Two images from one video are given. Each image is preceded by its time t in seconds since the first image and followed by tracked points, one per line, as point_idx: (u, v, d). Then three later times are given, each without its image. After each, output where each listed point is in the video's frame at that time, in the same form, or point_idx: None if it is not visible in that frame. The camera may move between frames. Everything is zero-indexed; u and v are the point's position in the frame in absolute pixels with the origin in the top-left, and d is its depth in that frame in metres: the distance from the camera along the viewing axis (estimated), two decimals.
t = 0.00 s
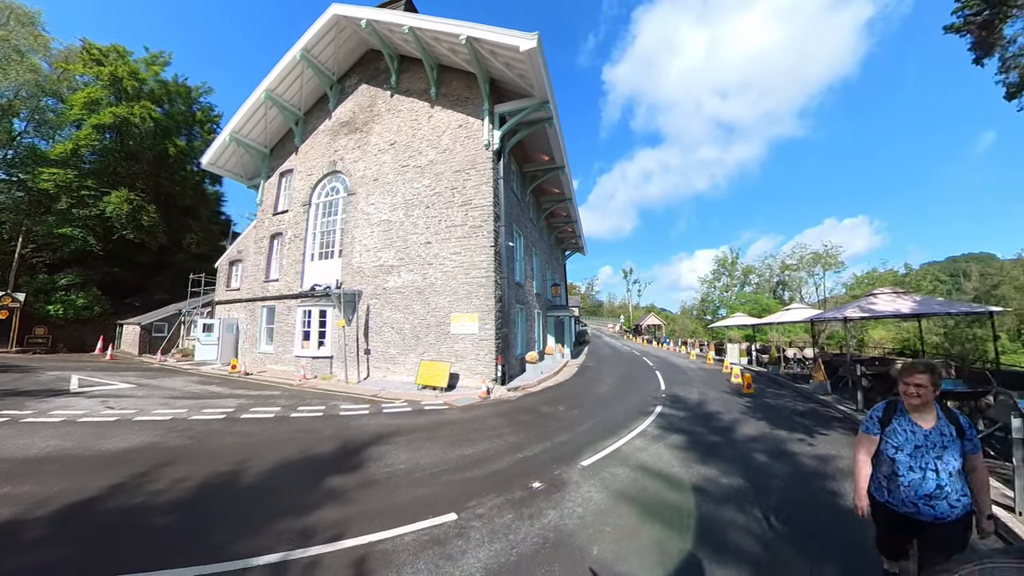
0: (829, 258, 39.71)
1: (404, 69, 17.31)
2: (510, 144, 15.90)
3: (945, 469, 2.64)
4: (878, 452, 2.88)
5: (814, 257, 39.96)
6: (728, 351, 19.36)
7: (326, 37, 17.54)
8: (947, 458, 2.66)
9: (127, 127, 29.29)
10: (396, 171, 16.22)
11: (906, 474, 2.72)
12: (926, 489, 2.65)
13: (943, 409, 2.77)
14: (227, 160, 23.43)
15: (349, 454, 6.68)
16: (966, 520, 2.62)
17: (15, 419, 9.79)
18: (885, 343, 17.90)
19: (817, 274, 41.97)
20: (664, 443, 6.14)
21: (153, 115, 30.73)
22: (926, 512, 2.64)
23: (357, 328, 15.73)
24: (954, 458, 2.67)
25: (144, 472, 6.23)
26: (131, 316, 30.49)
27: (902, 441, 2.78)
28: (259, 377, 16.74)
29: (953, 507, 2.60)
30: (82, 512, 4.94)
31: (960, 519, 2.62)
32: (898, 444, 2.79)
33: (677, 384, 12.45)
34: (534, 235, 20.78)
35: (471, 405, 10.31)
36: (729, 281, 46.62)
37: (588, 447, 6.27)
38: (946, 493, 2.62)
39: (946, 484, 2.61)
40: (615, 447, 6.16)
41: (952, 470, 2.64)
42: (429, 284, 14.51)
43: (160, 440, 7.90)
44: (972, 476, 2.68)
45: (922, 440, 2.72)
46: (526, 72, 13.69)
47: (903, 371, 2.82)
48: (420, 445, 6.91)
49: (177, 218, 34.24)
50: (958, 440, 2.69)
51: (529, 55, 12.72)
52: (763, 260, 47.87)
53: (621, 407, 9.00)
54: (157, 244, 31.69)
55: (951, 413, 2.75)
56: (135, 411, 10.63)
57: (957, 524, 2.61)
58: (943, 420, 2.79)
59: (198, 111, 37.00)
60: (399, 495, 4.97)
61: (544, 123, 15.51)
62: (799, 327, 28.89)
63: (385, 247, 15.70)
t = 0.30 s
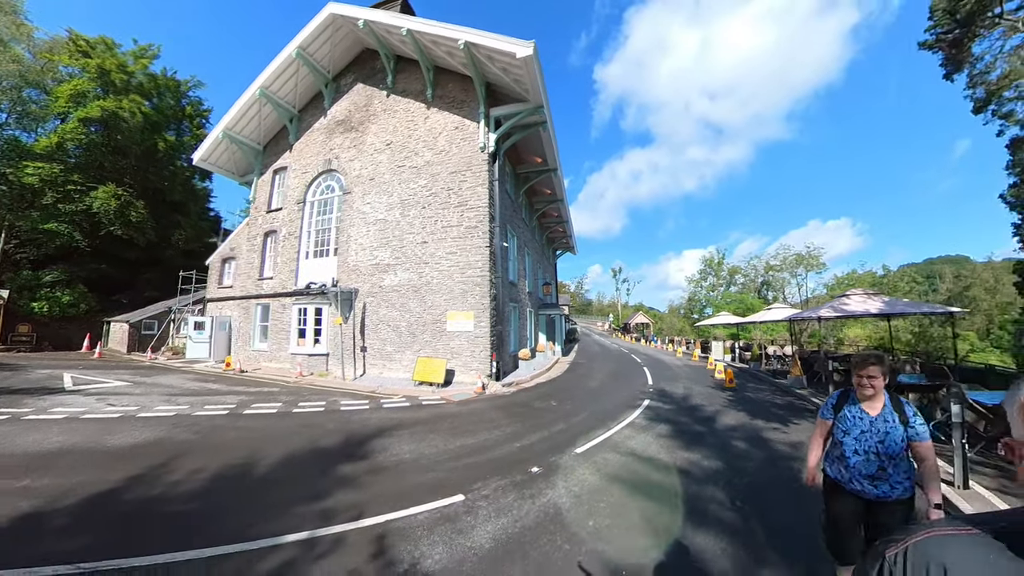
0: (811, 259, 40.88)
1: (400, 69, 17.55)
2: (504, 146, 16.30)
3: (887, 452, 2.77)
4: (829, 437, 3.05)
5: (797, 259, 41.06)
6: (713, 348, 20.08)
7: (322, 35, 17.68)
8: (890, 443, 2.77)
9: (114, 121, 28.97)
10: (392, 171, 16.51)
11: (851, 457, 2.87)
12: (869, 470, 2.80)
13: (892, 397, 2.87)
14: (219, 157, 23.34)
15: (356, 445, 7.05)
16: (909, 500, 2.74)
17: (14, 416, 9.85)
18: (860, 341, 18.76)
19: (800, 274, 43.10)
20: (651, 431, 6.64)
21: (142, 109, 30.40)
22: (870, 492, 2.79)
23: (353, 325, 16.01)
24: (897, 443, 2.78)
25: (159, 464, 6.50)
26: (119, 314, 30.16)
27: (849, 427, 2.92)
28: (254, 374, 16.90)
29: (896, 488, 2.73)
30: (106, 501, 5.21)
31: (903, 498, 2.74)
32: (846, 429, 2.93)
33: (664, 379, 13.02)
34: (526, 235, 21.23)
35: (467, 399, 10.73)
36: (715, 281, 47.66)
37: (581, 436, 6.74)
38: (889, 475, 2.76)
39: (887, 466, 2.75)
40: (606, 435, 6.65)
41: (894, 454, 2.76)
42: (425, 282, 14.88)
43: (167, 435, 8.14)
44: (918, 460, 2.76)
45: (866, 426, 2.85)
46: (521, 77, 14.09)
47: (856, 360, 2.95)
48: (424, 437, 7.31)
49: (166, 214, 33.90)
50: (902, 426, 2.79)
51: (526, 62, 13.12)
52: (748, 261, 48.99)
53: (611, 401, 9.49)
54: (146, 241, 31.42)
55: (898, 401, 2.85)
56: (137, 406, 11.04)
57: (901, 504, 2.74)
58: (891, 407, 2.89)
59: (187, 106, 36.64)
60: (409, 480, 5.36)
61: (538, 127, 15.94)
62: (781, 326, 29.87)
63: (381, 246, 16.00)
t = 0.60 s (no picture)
0: (794, 260, 41.97)
1: (394, 70, 17.81)
2: (497, 148, 16.72)
3: (818, 443, 2.93)
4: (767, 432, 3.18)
5: (781, 260, 42.17)
6: (697, 346, 20.78)
7: (317, 33, 17.84)
8: (820, 435, 2.94)
9: (102, 114, 28.59)
10: (386, 170, 16.82)
11: (788, 450, 2.99)
12: (803, 463, 2.92)
13: (822, 392, 3.08)
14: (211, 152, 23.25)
15: (357, 434, 7.43)
16: (838, 490, 2.89)
17: (13, 411, 9.97)
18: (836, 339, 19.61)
19: (783, 275, 44.22)
20: (634, 420, 7.16)
21: (130, 102, 30.02)
22: (806, 483, 2.88)
23: (347, 322, 16.30)
24: (827, 435, 2.95)
25: (168, 453, 6.80)
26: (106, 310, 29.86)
27: (785, 421, 3.07)
28: (248, 370, 17.08)
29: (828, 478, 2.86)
30: (122, 486, 5.51)
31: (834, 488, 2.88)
32: (782, 424, 3.07)
33: (649, 374, 13.60)
34: (517, 234, 21.68)
35: (461, 393, 11.15)
36: (702, 280, 48.64)
37: (570, 424, 7.23)
38: (821, 467, 2.89)
39: (820, 457, 2.89)
40: (593, 423, 7.15)
41: (824, 445, 2.92)
42: (419, 280, 15.29)
43: (171, 428, 8.41)
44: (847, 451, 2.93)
45: (800, 419, 3.01)
46: (515, 82, 14.52)
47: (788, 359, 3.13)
48: (421, 426, 7.72)
49: (154, 210, 33.55)
50: (831, 418, 2.98)
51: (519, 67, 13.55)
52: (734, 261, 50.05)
53: (598, 393, 10.00)
54: (133, 236, 31.16)
55: (826, 395, 3.06)
56: (135, 400, 11.23)
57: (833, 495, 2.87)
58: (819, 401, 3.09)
59: (176, 100, 36.25)
60: (410, 464, 5.78)
61: (530, 130, 16.40)
62: (763, 324, 30.85)
63: (375, 244, 16.32)
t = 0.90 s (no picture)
0: (777, 261, 43.05)
1: (388, 69, 18.01)
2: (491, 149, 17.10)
3: (774, 428, 3.19)
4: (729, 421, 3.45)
5: (765, 260, 43.21)
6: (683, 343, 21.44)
7: (311, 31, 17.93)
8: (776, 420, 3.21)
9: (87, 107, 28.00)
10: (380, 169, 17.07)
11: (748, 436, 3.26)
12: (762, 448, 3.18)
13: (776, 379, 3.37)
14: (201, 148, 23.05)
15: (357, 427, 7.76)
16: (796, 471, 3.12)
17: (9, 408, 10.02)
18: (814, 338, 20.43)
19: (767, 275, 45.30)
20: (621, 411, 7.61)
21: (116, 95, 29.55)
22: (764, 467, 3.14)
23: (341, 319, 16.54)
24: (783, 420, 3.22)
25: (174, 447, 7.04)
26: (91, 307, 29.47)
27: (744, 409, 3.34)
28: (241, 367, 17.21)
29: (787, 461, 3.12)
30: (134, 477, 5.77)
31: (793, 470, 3.12)
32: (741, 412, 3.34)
33: (635, 370, 14.12)
34: (509, 233, 22.06)
35: (454, 388, 11.53)
36: (689, 280, 49.54)
37: (560, 416, 7.68)
38: (778, 449, 3.14)
39: (776, 440, 3.15)
40: (582, 415, 7.60)
41: (781, 429, 3.19)
42: (413, 278, 15.70)
43: (172, 423, 8.61)
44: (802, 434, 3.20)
45: (758, 406, 3.29)
46: (508, 85, 14.90)
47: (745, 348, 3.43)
48: (419, 419, 8.08)
49: (141, 205, 33.12)
50: (785, 404, 3.26)
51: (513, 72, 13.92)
52: (720, 261, 51.05)
53: (586, 388, 10.47)
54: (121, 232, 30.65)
55: (780, 383, 3.34)
56: (132, 397, 11.37)
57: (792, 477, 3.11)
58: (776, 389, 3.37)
59: (163, 93, 35.76)
60: (411, 453, 6.14)
61: (523, 132, 16.80)
62: (746, 323, 31.80)
63: (369, 243, 16.63)
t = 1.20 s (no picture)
0: (762, 261, 44.09)
1: (382, 67, 18.13)
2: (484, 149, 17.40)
3: (758, 435, 3.09)
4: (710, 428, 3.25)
5: (750, 260, 44.20)
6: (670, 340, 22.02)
7: (304, 27, 17.93)
8: (760, 427, 3.12)
9: (71, 98, 26.66)
10: (374, 168, 17.26)
11: (731, 443, 3.12)
12: (745, 454, 3.08)
13: (757, 385, 3.30)
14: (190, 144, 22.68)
15: (357, 422, 8.01)
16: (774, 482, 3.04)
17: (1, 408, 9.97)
18: (795, 335, 21.19)
19: (752, 275, 46.33)
20: (611, 404, 8.00)
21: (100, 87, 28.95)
22: (747, 475, 3.04)
23: (336, 317, 16.72)
24: (766, 427, 3.15)
25: (178, 443, 7.20)
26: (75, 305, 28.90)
27: (728, 415, 3.18)
28: (234, 365, 17.25)
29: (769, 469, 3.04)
30: (142, 472, 5.94)
31: (771, 479, 3.04)
32: (725, 417, 3.19)
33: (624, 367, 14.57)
34: (501, 232, 22.37)
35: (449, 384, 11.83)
36: (676, 279, 50.37)
37: (554, 409, 8.02)
38: (759, 457, 3.05)
39: (760, 447, 3.06)
40: (574, 408, 7.97)
41: (763, 436, 3.11)
42: (407, 277, 16.03)
43: (172, 420, 8.73)
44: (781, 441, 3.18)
45: (742, 412, 3.16)
46: (502, 87, 15.20)
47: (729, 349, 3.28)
48: (417, 413, 8.36)
49: (127, 201, 32.52)
50: (768, 410, 3.19)
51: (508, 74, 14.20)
52: (707, 261, 51.99)
53: (577, 383, 10.85)
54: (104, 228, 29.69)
55: (762, 389, 3.28)
56: (127, 395, 11.40)
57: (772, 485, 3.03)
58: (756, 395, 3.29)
59: (148, 86, 35.26)
60: (412, 445, 6.42)
61: (516, 133, 17.12)
62: (730, 321, 32.67)
63: (363, 241, 16.86)
